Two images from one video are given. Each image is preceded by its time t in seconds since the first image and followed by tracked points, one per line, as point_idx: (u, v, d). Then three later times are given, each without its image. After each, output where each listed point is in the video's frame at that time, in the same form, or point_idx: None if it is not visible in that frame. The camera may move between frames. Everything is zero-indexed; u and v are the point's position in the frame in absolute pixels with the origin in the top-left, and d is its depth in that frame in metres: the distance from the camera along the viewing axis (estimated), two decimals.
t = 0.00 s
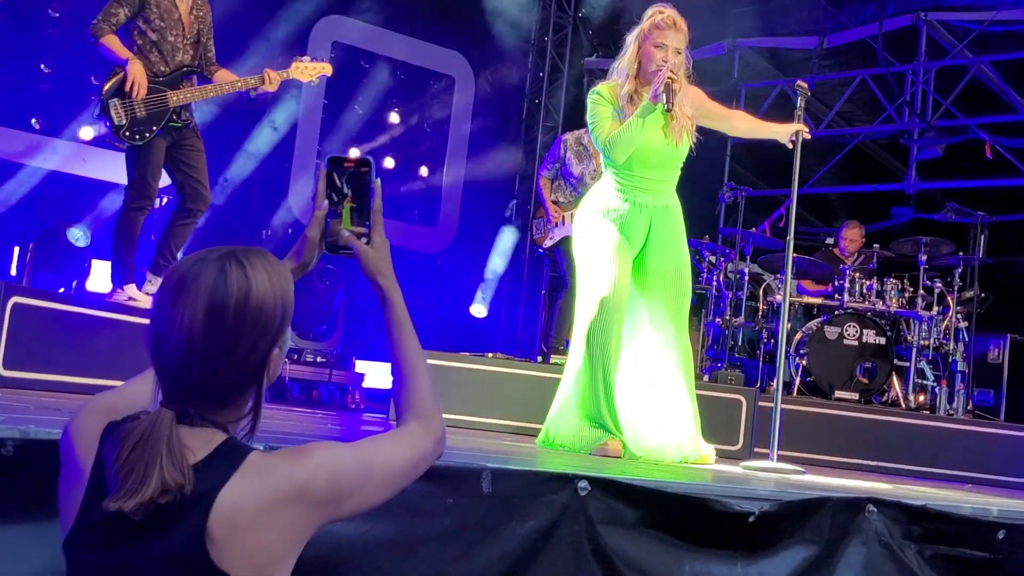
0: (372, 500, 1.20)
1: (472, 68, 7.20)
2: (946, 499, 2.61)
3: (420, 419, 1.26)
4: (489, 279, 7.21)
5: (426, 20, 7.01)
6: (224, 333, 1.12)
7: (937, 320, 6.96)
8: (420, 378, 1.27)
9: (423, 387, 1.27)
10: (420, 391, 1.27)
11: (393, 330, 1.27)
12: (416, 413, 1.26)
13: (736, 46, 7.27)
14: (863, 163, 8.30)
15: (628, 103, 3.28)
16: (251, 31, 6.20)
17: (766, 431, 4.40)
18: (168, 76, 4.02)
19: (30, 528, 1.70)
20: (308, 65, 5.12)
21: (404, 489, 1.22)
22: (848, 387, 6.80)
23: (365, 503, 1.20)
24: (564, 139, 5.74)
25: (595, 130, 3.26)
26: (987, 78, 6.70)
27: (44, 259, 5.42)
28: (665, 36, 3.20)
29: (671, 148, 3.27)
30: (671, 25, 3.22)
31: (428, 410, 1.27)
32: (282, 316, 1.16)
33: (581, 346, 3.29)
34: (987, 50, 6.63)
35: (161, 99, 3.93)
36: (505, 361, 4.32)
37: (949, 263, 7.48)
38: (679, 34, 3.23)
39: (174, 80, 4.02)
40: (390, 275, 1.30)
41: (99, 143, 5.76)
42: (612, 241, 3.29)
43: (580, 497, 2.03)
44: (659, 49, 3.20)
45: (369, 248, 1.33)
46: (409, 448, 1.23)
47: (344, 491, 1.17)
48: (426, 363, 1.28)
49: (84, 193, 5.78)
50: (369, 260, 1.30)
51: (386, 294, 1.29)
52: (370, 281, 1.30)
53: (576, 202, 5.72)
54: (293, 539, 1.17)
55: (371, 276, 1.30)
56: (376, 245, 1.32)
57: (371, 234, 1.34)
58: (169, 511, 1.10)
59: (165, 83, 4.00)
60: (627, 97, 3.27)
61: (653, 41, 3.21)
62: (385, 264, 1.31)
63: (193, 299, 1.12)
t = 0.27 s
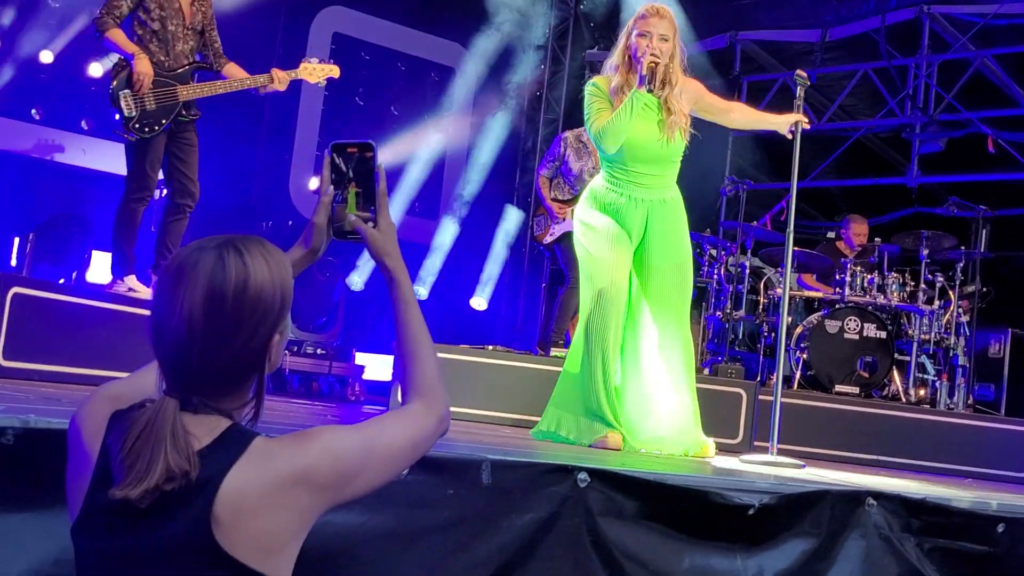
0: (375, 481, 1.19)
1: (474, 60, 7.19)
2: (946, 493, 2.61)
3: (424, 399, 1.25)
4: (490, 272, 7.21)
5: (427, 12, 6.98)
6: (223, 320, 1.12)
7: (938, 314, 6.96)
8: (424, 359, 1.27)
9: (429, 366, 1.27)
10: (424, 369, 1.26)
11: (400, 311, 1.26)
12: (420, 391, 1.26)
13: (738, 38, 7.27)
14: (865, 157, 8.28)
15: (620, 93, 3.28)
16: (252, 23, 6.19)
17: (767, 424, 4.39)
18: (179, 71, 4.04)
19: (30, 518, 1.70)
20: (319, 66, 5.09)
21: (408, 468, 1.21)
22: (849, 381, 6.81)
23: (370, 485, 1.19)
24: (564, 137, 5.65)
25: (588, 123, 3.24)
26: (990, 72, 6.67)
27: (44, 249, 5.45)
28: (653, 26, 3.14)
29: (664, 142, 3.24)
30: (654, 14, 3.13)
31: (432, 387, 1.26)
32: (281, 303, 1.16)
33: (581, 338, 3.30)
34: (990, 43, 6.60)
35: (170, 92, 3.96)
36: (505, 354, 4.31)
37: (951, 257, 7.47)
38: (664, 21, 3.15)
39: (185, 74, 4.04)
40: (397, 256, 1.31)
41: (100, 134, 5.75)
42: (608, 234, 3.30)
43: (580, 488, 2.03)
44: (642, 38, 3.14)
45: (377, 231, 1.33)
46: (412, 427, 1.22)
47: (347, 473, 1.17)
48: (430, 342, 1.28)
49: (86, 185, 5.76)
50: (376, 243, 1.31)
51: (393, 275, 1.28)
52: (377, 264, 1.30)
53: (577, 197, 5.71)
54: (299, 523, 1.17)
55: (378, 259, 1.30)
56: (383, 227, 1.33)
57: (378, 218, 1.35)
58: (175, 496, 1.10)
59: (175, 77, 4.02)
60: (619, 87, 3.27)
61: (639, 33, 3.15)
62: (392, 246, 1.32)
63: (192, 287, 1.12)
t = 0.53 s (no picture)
0: (378, 476, 1.19)
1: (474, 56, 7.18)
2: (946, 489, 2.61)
3: (428, 390, 1.25)
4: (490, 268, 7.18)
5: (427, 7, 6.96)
6: (224, 313, 1.12)
7: (938, 310, 6.95)
8: (428, 351, 1.26)
9: (433, 358, 1.26)
10: (429, 362, 1.26)
11: (405, 303, 1.25)
12: (425, 383, 1.25)
13: (738, 34, 7.24)
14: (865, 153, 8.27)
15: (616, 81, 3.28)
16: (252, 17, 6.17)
17: (766, 420, 4.39)
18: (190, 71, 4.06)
19: (29, 512, 1.70)
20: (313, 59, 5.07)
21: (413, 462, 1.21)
22: (849, 376, 6.82)
23: (374, 478, 1.18)
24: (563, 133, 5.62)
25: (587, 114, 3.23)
26: (991, 67, 6.66)
27: (44, 245, 5.51)
28: (649, 14, 3.17)
29: (662, 131, 3.24)
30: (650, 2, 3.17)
31: (438, 379, 1.26)
32: (282, 295, 1.16)
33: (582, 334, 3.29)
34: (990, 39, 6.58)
35: (182, 94, 3.95)
36: (504, 349, 4.31)
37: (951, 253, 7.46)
38: (660, 9, 3.18)
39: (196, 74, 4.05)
40: (402, 249, 1.30)
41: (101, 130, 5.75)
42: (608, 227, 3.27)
43: (579, 483, 2.03)
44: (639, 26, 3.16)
45: (380, 225, 1.32)
46: (417, 420, 1.22)
47: (350, 467, 1.16)
48: (435, 335, 1.27)
49: (85, 179, 5.76)
50: (379, 237, 1.30)
51: (395, 267, 1.27)
52: (381, 257, 1.30)
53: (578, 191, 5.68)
54: (303, 519, 1.16)
55: (382, 251, 1.29)
56: (387, 221, 1.32)
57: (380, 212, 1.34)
58: (177, 491, 1.10)
59: (186, 77, 4.02)
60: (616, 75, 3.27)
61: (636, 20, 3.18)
62: (396, 240, 1.30)
63: (192, 280, 1.12)
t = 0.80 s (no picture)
0: (387, 466, 1.19)
1: (477, 47, 7.15)
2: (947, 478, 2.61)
3: (435, 377, 1.25)
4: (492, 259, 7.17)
5: None
6: (228, 302, 1.11)
7: (940, 301, 6.93)
8: (436, 340, 1.26)
9: (440, 347, 1.26)
10: (436, 351, 1.26)
11: (411, 293, 1.26)
12: (433, 372, 1.26)
13: (741, 24, 7.21)
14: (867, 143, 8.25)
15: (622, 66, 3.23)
16: (253, 8, 6.14)
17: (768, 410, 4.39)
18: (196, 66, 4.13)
19: (32, 501, 1.70)
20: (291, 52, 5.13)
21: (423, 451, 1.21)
22: (851, 367, 6.82)
23: (383, 468, 1.19)
24: (564, 133, 5.51)
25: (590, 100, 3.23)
26: (994, 57, 6.61)
27: (45, 235, 5.49)
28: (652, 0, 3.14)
29: (670, 116, 3.23)
30: None
31: (445, 367, 1.26)
32: (287, 285, 1.15)
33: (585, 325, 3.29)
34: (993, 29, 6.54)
35: (189, 87, 3.99)
36: (506, 340, 4.31)
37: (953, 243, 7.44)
38: None
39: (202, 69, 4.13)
40: (407, 238, 1.31)
41: (102, 121, 5.74)
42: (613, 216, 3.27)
43: (581, 473, 2.03)
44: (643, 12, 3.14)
45: (384, 213, 1.33)
46: (425, 408, 1.22)
47: (360, 458, 1.16)
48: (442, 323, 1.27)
49: (86, 170, 5.77)
50: (384, 225, 1.31)
51: (402, 255, 1.28)
52: (386, 246, 1.30)
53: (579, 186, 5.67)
54: (310, 512, 1.16)
55: (387, 240, 1.30)
56: (391, 209, 1.32)
57: (383, 199, 1.35)
58: (182, 485, 1.09)
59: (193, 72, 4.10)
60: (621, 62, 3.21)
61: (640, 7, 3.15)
62: (401, 228, 1.31)
63: (197, 269, 1.12)
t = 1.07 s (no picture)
0: (398, 460, 1.18)
1: (479, 38, 7.14)
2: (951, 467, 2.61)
3: (445, 368, 1.24)
4: (495, 250, 7.16)
5: None
6: (237, 291, 1.11)
7: (944, 290, 6.91)
8: (445, 330, 1.25)
9: (450, 337, 1.25)
10: (444, 340, 1.25)
11: (420, 281, 1.25)
12: (443, 361, 1.24)
13: (743, 14, 7.19)
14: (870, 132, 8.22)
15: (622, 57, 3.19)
16: None
17: (772, 400, 4.39)
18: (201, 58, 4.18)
19: (36, 492, 1.71)
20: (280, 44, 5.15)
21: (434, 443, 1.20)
22: (855, 356, 6.82)
23: (395, 462, 1.17)
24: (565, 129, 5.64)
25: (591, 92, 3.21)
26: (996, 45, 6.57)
27: (48, 227, 5.54)
28: None
29: (671, 107, 3.22)
30: None
31: (454, 356, 1.25)
32: (296, 275, 1.15)
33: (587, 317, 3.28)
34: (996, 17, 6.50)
35: (194, 80, 3.98)
36: (510, 330, 4.32)
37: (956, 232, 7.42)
38: None
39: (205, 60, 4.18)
40: (415, 223, 1.29)
41: (105, 113, 5.74)
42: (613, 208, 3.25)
43: (583, 462, 2.03)
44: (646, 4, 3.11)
45: (391, 197, 1.31)
46: (435, 399, 1.21)
47: (371, 452, 1.15)
48: (451, 312, 1.26)
49: (89, 163, 5.74)
50: (391, 211, 1.29)
51: (410, 241, 1.26)
52: (394, 232, 1.29)
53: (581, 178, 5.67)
54: (321, 507, 1.15)
55: (395, 226, 1.28)
56: (398, 193, 1.31)
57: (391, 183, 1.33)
58: (187, 483, 1.09)
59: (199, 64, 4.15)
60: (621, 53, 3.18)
61: None
62: (408, 213, 1.29)
63: (205, 259, 1.11)
